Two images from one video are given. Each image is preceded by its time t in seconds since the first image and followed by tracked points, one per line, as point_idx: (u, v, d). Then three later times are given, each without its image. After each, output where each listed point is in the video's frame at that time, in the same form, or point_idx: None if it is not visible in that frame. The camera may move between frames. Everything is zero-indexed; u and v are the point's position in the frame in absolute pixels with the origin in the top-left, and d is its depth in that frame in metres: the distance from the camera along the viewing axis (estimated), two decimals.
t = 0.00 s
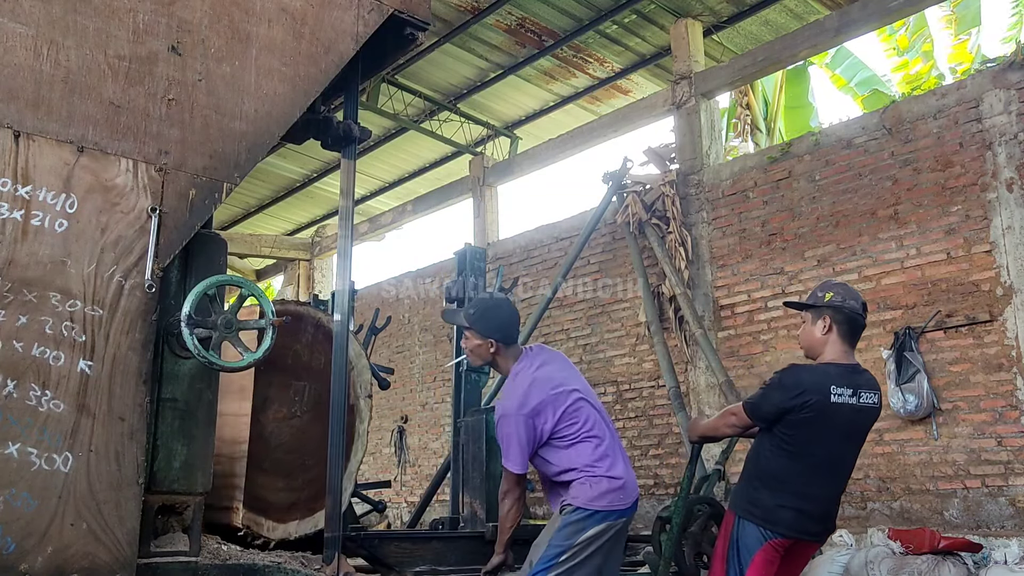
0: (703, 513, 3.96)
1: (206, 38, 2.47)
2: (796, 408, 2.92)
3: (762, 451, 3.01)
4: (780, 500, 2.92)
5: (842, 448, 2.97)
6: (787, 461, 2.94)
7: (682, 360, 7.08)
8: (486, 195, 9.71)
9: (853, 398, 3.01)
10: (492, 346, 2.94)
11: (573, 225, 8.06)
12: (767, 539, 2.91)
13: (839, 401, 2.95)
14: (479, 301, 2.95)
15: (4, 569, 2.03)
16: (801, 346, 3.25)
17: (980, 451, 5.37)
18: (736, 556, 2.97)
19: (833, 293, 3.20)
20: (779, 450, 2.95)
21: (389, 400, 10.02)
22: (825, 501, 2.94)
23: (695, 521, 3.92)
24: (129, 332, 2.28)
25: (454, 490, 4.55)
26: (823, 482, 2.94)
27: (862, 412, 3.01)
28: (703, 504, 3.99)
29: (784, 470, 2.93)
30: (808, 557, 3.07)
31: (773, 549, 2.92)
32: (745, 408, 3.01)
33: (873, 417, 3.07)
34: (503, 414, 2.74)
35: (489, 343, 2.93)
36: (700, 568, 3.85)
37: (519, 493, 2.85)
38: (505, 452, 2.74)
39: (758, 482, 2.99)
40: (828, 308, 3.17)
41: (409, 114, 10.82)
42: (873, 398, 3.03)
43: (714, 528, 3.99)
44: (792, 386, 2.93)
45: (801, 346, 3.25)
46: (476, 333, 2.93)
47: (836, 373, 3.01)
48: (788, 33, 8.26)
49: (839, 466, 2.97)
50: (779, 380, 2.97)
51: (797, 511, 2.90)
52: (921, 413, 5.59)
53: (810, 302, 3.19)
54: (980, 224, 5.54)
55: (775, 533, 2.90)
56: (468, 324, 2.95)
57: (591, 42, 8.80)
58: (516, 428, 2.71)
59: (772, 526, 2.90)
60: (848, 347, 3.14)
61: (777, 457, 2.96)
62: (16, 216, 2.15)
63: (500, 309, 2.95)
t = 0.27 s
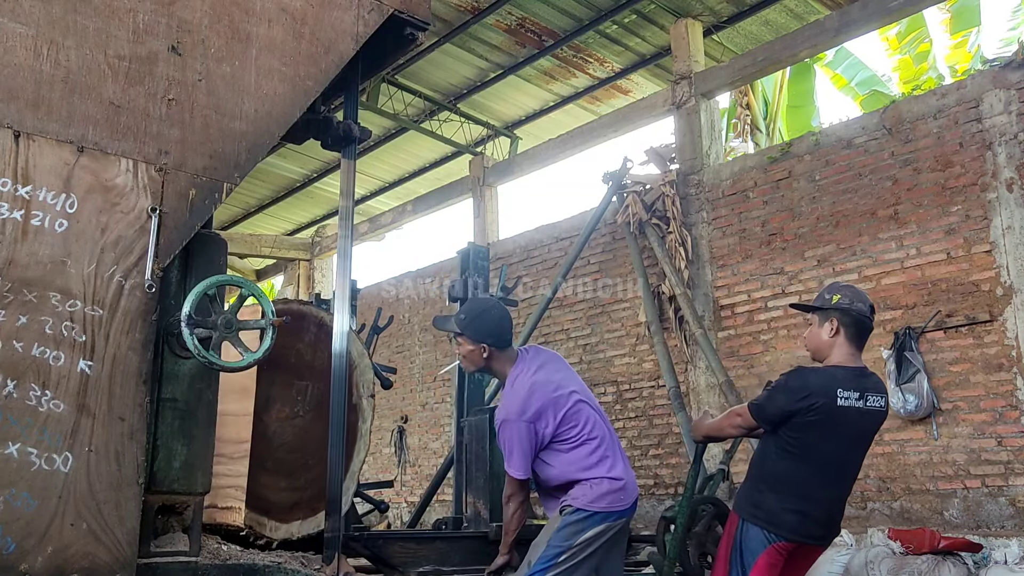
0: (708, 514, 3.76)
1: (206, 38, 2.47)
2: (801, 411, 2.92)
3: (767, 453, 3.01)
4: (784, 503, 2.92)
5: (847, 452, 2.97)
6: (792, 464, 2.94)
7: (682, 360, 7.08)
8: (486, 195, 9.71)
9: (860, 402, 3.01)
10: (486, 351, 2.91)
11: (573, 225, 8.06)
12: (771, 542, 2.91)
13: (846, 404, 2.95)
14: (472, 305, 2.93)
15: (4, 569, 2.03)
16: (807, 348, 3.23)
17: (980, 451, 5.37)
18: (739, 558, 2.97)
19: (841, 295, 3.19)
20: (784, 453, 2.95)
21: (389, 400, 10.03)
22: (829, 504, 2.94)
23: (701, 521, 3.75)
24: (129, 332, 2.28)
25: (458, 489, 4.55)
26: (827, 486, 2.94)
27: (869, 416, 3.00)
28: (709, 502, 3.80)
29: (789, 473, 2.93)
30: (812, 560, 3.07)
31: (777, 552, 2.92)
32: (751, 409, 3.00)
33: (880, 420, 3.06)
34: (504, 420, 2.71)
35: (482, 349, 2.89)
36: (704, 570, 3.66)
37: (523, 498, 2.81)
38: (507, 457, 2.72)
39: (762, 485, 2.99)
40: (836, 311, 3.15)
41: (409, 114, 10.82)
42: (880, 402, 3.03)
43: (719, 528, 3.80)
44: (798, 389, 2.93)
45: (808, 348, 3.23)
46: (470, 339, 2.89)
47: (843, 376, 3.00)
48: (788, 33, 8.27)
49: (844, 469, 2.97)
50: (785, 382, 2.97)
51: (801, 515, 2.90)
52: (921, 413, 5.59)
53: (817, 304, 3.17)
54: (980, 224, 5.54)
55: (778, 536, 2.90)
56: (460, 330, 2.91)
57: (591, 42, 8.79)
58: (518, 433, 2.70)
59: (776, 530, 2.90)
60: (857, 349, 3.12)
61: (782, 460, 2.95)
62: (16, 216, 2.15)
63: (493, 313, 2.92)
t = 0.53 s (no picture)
0: (714, 514, 3.67)
1: (206, 38, 2.47)
2: (808, 414, 2.87)
3: (773, 456, 2.96)
4: (790, 506, 2.88)
5: (855, 456, 2.91)
6: (798, 467, 2.89)
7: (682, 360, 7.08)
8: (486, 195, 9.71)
9: (868, 406, 2.94)
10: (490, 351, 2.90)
11: (573, 225, 8.06)
12: (777, 546, 2.88)
13: (854, 408, 2.88)
14: (474, 307, 2.91)
15: (4, 569, 2.03)
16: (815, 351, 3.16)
17: (980, 451, 5.37)
18: (744, 560, 2.95)
19: (850, 298, 3.12)
20: (790, 456, 2.91)
21: (390, 400, 10.03)
22: (837, 508, 2.89)
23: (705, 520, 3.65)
24: (129, 332, 2.28)
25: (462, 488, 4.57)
26: (835, 489, 2.89)
27: (877, 420, 2.94)
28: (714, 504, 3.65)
29: (795, 475, 2.89)
30: (818, 563, 3.04)
31: (783, 556, 2.88)
32: (757, 410, 2.95)
33: (889, 424, 2.99)
34: (510, 420, 2.70)
35: (483, 350, 2.89)
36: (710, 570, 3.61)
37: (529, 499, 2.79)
38: (512, 457, 2.72)
39: (768, 487, 2.96)
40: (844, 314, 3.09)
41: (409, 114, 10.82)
42: (888, 406, 2.96)
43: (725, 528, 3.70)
44: (805, 391, 2.88)
45: (816, 352, 3.17)
46: (473, 340, 2.89)
47: (852, 380, 2.93)
48: (788, 33, 8.27)
49: (852, 473, 2.92)
50: (792, 385, 2.92)
51: (808, 519, 2.86)
52: (921, 413, 5.59)
53: (825, 307, 3.11)
54: (980, 224, 5.54)
55: (784, 540, 2.87)
56: (464, 332, 2.91)
57: (591, 42, 8.80)
58: (525, 433, 2.69)
59: (782, 534, 2.86)
60: (864, 352, 3.05)
61: (789, 463, 2.91)
62: (16, 216, 2.15)
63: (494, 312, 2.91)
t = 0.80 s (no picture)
0: (720, 514, 3.58)
1: (206, 38, 2.47)
2: (818, 420, 2.86)
3: (781, 460, 2.96)
4: (796, 512, 2.88)
5: (863, 463, 2.92)
6: (806, 473, 2.89)
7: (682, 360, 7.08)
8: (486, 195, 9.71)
9: (878, 413, 2.95)
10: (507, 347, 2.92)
11: (573, 225, 8.06)
12: (783, 551, 2.88)
13: (864, 415, 2.89)
14: (489, 305, 2.93)
15: (4, 570, 2.03)
16: (827, 358, 3.16)
17: (980, 451, 5.37)
18: (749, 564, 2.94)
19: (861, 304, 3.12)
20: (798, 461, 2.91)
21: (390, 400, 10.03)
22: (843, 515, 2.90)
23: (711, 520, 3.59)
24: (129, 332, 2.28)
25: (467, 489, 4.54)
26: (842, 496, 2.89)
27: (887, 427, 2.95)
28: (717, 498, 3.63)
29: (802, 481, 2.89)
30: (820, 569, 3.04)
31: (788, 562, 2.88)
32: (766, 413, 2.95)
33: (897, 432, 3.01)
34: (523, 415, 2.72)
35: (500, 344, 2.90)
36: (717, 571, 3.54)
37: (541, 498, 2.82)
38: (524, 452, 2.73)
39: (774, 492, 2.96)
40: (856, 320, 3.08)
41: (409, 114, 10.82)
42: (898, 413, 2.97)
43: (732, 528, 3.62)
44: (816, 398, 2.87)
45: (826, 358, 3.16)
46: (490, 335, 2.91)
47: (863, 387, 2.94)
48: (788, 33, 8.26)
49: (859, 479, 2.93)
50: (803, 390, 2.91)
51: (814, 525, 2.86)
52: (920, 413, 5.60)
53: (836, 313, 3.10)
54: (980, 224, 5.54)
55: (790, 545, 2.87)
56: (480, 328, 2.93)
57: (591, 42, 8.80)
58: (536, 430, 2.70)
59: (788, 539, 2.87)
60: (875, 360, 3.05)
61: (797, 468, 2.91)
62: (16, 216, 2.15)
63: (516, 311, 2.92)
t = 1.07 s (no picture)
0: (730, 513, 3.56)
1: (206, 38, 2.47)
2: (832, 429, 2.84)
3: (795, 468, 2.95)
4: (807, 520, 2.87)
5: (877, 473, 2.88)
6: (818, 481, 2.87)
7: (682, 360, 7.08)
8: (486, 195, 9.70)
9: (895, 423, 2.90)
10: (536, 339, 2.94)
11: (573, 225, 8.06)
12: (790, 560, 2.88)
13: (880, 425, 2.85)
14: (525, 300, 2.98)
15: (4, 569, 2.03)
16: (840, 364, 3.11)
17: (980, 451, 5.37)
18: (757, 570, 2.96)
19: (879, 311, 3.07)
20: (811, 469, 2.90)
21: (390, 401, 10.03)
22: (856, 526, 2.86)
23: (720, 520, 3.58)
24: (129, 332, 2.28)
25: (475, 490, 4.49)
26: (856, 506, 2.86)
27: (904, 438, 2.89)
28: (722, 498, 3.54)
29: (814, 489, 2.88)
30: None
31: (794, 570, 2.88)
32: (779, 418, 2.95)
33: (915, 442, 2.95)
34: (548, 405, 2.74)
35: (529, 336, 2.94)
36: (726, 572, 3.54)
37: (559, 495, 2.80)
38: (546, 441, 2.74)
39: (786, 499, 2.95)
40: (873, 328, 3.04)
41: (409, 114, 10.82)
42: (916, 423, 2.91)
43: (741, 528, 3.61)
44: (832, 406, 2.85)
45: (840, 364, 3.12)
46: (523, 328, 2.95)
47: (879, 396, 2.90)
48: (788, 33, 8.26)
49: (874, 490, 2.88)
50: (819, 398, 2.89)
51: (825, 535, 2.85)
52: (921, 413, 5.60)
53: (852, 320, 3.06)
54: (980, 224, 5.54)
55: (798, 554, 2.87)
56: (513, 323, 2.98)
57: (591, 42, 8.80)
58: (561, 421, 2.71)
59: (797, 548, 2.86)
60: (892, 369, 3.00)
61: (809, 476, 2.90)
62: (16, 216, 2.15)
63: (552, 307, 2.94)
